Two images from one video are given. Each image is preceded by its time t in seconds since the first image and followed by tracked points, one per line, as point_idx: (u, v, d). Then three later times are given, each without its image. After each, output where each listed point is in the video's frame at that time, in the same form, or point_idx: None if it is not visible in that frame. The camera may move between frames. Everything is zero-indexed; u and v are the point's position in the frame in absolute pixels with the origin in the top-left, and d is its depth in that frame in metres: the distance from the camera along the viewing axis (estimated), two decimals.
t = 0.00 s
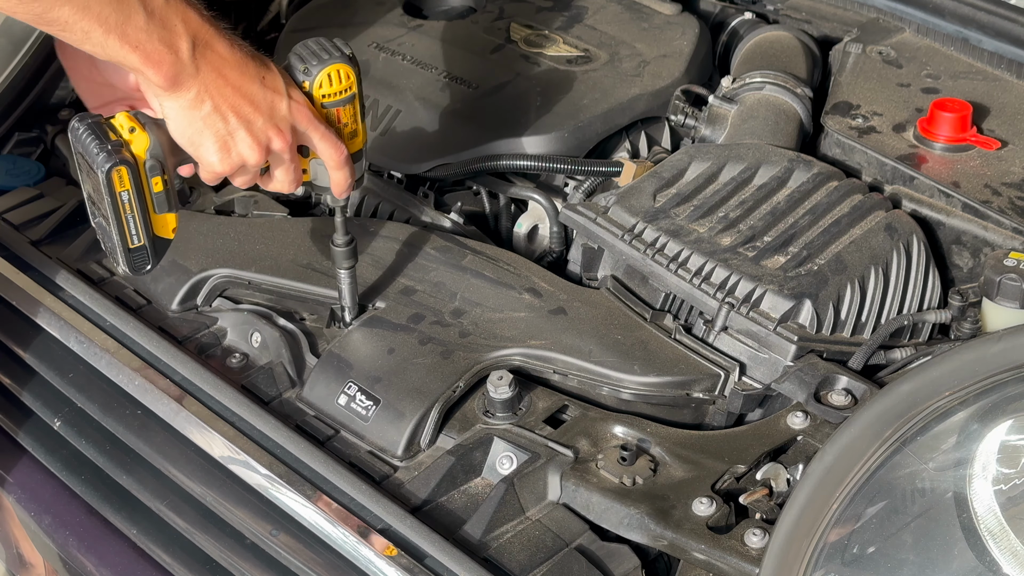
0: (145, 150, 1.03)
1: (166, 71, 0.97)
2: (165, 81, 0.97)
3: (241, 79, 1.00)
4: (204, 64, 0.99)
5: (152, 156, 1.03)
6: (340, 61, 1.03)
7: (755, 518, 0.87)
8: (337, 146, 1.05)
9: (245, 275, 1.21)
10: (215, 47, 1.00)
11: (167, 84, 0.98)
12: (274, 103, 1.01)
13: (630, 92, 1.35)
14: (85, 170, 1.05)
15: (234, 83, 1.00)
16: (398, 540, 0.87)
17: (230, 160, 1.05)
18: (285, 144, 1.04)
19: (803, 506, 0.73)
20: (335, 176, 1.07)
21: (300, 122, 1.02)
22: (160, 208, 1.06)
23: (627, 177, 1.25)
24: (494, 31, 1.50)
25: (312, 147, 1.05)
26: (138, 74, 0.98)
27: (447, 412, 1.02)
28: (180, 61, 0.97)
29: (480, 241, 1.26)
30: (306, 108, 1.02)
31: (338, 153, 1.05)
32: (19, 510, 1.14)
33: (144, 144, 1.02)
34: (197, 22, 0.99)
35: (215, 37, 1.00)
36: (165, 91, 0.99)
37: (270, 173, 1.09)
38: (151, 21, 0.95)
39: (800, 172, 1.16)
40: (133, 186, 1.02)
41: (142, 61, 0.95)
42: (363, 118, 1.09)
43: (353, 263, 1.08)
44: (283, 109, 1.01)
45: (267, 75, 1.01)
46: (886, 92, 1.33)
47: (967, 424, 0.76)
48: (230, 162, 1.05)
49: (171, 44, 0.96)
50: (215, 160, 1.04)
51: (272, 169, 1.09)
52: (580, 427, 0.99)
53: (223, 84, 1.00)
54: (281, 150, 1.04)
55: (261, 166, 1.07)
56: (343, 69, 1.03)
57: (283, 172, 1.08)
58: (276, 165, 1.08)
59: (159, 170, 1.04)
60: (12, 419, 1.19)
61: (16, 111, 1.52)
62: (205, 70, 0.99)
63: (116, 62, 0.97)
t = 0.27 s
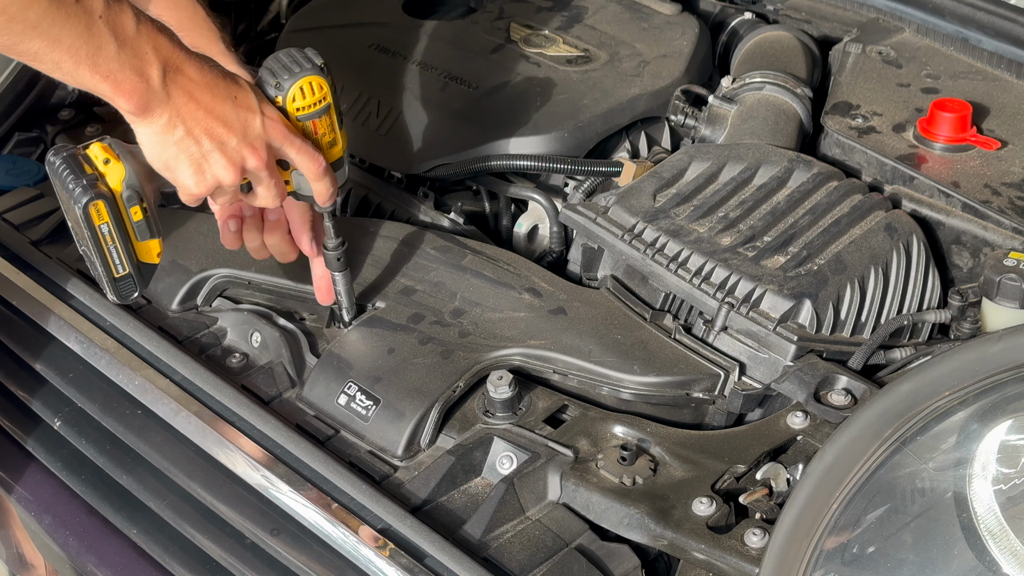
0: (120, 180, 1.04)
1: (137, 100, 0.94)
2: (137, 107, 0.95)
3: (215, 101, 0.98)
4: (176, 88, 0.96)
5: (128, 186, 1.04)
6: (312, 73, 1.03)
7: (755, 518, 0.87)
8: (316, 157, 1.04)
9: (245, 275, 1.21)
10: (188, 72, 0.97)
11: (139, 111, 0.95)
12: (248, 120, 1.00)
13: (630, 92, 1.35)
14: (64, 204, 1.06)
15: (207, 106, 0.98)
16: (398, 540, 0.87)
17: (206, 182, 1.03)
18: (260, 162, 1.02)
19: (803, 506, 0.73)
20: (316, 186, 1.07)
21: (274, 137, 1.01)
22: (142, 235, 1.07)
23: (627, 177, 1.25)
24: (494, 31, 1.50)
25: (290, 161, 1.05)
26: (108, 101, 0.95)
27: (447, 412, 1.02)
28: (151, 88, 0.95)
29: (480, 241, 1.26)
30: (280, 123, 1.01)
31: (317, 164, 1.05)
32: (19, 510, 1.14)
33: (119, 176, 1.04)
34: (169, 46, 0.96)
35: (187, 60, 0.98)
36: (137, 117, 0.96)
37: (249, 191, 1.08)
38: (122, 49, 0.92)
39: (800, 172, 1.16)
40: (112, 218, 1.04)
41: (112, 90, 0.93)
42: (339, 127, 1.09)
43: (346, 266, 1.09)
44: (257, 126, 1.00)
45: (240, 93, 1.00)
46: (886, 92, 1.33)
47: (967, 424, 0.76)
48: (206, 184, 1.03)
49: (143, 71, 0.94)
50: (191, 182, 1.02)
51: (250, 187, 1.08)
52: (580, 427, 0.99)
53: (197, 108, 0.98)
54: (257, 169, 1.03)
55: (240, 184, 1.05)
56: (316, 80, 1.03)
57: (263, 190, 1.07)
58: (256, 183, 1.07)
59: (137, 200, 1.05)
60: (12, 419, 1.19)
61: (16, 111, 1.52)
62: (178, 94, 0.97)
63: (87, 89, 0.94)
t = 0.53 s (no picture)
0: (85, 226, 1.03)
1: (98, 141, 0.92)
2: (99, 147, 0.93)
3: (177, 138, 0.95)
4: (139, 128, 0.94)
5: (93, 231, 1.03)
6: (274, 100, 1.02)
7: (755, 518, 0.87)
8: (282, 183, 1.03)
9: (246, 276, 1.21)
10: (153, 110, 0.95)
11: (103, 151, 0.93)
12: (211, 155, 0.98)
13: (630, 92, 1.35)
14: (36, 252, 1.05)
15: (170, 144, 0.95)
16: (398, 541, 0.87)
17: (172, 216, 1.02)
18: (226, 195, 1.01)
19: (803, 506, 0.72)
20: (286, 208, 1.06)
21: (238, 168, 1.00)
22: (113, 275, 1.05)
23: (627, 177, 1.25)
24: (494, 31, 1.50)
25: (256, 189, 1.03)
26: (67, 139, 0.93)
27: (447, 412, 1.02)
28: (113, 129, 0.92)
29: (479, 241, 1.26)
30: (245, 155, 1.00)
31: (284, 191, 1.03)
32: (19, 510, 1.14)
33: (84, 221, 1.02)
34: (131, 84, 0.93)
35: (149, 97, 0.94)
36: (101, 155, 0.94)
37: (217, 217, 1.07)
38: (83, 91, 0.89)
39: (800, 172, 1.16)
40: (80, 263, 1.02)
41: (72, 131, 0.90)
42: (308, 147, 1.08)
43: (335, 278, 1.08)
44: (220, 160, 0.98)
45: (203, 127, 0.97)
46: (886, 92, 1.33)
47: (967, 424, 0.76)
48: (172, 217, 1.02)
49: (105, 114, 0.91)
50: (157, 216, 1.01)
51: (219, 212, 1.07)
52: (580, 427, 0.99)
53: (161, 147, 0.95)
54: (223, 201, 1.02)
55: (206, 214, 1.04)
56: (278, 108, 1.02)
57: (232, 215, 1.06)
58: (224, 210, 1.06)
59: (104, 242, 1.03)
60: (13, 419, 1.19)
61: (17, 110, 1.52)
62: (141, 134, 0.94)
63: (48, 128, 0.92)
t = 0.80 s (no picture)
0: (120, 226, 1.01)
1: (133, 143, 0.90)
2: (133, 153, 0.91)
3: (210, 137, 0.94)
4: (172, 129, 0.92)
5: (128, 232, 1.02)
6: (297, 94, 1.02)
7: (755, 518, 0.87)
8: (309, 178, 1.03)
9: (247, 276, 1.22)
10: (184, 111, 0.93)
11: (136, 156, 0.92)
12: (242, 151, 0.97)
13: (630, 92, 1.35)
14: (62, 253, 1.03)
15: (203, 143, 0.94)
16: (398, 541, 0.87)
17: (205, 217, 1.00)
18: (258, 191, 1.00)
19: (803, 506, 0.72)
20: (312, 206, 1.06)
21: (269, 164, 0.99)
22: (146, 277, 1.05)
23: (627, 177, 1.25)
24: (494, 31, 1.50)
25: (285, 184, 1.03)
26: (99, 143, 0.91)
27: (447, 412, 1.02)
28: (147, 131, 0.90)
29: (479, 241, 1.26)
30: (275, 150, 0.99)
31: (312, 184, 1.03)
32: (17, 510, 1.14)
33: (118, 222, 1.01)
34: (162, 85, 0.92)
35: (180, 97, 0.93)
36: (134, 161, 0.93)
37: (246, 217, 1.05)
38: (116, 95, 0.88)
39: (800, 172, 1.16)
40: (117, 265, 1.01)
41: (105, 134, 0.88)
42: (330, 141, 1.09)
43: (345, 276, 1.09)
44: (252, 156, 0.97)
45: (233, 123, 0.96)
46: (886, 92, 1.33)
47: (967, 424, 0.76)
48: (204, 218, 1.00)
49: (140, 116, 0.89)
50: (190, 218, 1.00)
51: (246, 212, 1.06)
52: (580, 427, 0.99)
53: (194, 147, 0.94)
54: (255, 198, 1.00)
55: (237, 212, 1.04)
56: (303, 101, 1.03)
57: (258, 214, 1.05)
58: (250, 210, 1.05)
59: (139, 244, 1.03)
60: (13, 419, 1.19)
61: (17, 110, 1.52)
62: (175, 135, 0.92)
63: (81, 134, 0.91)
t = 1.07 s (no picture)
0: (95, 248, 1.01)
1: (101, 161, 0.91)
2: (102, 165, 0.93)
3: (180, 152, 0.95)
4: (142, 143, 0.93)
5: (103, 253, 1.01)
6: (267, 98, 1.02)
7: (755, 518, 0.87)
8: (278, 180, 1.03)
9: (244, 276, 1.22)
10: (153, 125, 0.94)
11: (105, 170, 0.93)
12: (214, 162, 0.97)
13: (630, 92, 1.35)
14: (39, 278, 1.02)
15: (173, 158, 0.95)
16: (398, 541, 0.87)
17: (178, 231, 1.02)
18: (231, 201, 1.01)
19: (803, 506, 0.72)
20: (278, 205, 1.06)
21: (240, 174, 1.00)
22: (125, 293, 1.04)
23: (627, 177, 1.25)
24: (494, 31, 1.50)
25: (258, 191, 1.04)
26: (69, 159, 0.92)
27: (447, 412, 1.02)
28: (115, 148, 0.91)
29: (479, 241, 1.26)
30: (246, 158, 1.00)
31: (285, 188, 1.04)
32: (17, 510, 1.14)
33: (92, 244, 1.01)
34: (130, 100, 0.92)
35: (148, 111, 0.94)
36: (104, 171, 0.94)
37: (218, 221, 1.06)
38: (84, 111, 0.88)
39: (800, 172, 1.16)
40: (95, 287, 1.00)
41: (74, 151, 0.89)
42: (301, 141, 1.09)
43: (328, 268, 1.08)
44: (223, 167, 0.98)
45: (203, 135, 0.97)
46: (886, 92, 1.33)
47: (967, 424, 0.76)
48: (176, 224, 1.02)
49: (108, 133, 0.90)
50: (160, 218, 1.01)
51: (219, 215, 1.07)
52: (580, 427, 0.99)
53: (164, 161, 0.95)
54: (228, 208, 1.01)
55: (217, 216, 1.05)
56: (271, 105, 1.02)
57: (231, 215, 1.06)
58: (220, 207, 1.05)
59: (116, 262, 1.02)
60: (13, 419, 1.19)
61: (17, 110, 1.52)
62: (144, 151, 0.93)
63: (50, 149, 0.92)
